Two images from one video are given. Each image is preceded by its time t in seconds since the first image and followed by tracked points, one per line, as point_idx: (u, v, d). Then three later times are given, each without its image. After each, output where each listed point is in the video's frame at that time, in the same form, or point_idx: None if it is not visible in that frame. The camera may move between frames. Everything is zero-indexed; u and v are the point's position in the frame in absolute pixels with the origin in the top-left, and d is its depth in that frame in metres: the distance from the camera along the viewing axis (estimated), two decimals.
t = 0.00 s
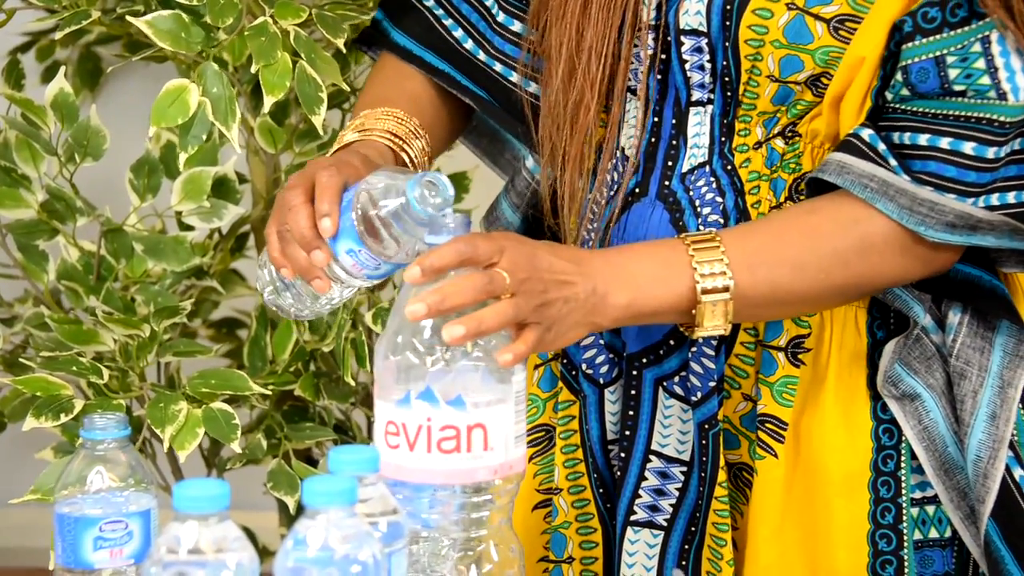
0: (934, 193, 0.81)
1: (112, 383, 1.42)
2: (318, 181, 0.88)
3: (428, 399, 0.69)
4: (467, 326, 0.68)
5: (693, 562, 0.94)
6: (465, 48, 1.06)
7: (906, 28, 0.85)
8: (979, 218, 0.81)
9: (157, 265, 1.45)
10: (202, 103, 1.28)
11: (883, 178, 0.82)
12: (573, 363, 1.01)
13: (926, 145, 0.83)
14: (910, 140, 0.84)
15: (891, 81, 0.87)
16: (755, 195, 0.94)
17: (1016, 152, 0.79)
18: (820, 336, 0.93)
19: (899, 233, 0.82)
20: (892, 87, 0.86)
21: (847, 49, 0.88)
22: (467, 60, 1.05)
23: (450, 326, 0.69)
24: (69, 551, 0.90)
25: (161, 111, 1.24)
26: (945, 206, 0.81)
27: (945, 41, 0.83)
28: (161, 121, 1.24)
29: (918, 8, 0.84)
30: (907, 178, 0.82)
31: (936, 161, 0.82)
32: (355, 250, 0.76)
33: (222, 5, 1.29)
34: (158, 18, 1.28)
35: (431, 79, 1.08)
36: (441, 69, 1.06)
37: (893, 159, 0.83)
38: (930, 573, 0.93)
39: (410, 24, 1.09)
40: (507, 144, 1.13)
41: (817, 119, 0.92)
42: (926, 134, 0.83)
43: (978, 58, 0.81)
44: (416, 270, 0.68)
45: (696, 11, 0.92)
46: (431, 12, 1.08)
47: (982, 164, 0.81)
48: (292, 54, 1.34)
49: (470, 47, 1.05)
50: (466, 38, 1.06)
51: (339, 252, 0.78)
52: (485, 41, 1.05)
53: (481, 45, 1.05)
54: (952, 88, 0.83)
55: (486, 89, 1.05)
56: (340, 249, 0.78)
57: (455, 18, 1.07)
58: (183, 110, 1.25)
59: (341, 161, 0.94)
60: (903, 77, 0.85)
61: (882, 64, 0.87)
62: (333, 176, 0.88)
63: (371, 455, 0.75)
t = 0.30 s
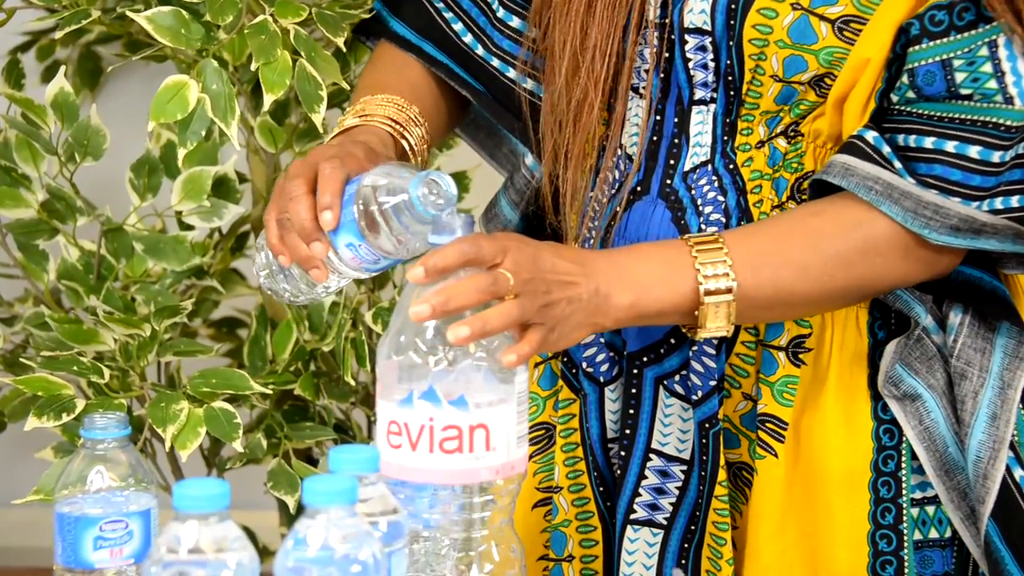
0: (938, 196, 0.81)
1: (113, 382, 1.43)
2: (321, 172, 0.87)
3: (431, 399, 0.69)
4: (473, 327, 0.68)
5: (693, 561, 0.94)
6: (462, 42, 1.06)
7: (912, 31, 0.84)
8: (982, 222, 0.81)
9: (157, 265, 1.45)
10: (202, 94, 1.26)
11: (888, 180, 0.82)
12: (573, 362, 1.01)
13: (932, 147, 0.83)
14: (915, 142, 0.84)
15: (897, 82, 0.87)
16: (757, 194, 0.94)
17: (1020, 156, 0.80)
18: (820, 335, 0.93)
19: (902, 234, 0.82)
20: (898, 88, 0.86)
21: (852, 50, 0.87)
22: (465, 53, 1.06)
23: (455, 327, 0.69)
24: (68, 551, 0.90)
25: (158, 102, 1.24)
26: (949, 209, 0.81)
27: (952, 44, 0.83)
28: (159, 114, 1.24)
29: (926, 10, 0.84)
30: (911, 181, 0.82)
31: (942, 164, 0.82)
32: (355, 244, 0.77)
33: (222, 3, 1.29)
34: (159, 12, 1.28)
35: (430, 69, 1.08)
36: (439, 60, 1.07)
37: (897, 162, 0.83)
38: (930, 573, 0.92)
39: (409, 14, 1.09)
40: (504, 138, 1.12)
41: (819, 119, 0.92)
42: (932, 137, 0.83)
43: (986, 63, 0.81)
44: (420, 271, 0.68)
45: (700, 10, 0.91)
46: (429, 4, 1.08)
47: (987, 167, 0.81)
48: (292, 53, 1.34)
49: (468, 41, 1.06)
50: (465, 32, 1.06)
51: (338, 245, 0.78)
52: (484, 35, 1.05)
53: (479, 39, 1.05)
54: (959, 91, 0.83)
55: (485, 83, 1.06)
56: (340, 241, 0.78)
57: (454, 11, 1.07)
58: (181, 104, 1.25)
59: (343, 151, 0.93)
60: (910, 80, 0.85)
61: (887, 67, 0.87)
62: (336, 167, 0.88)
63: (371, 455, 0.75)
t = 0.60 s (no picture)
0: (939, 196, 0.81)
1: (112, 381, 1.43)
2: (321, 165, 0.87)
3: (431, 398, 0.69)
4: (474, 327, 0.68)
5: (692, 558, 0.94)
6: (463, 37, 1.06)
7: (915, 31, 0.84)
8: (983, 223, 0.81)
9: (157, 263, 1.45)
10: (202, 96, 1.27)
11: (889, 179, 0.82)
12: (574, 359, 1.01)
13: (933, 147, 0.83)
14: (916, 142, 0.84)
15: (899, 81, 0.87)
16: (758, 192, 0.94)
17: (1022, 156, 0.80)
18: (821, 334, 0.93)
19: (902, 234, 0.82)
20: (900, 88, 0.87)
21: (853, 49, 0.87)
22: (465, 48, 1.06)
23: (457, 327, 0.69)
24: (68, 550, 0.90)
25: (161, 106, 1.24)
26: (950, 209, 0.81)
27: (955, 44, 0.83)
28: (161, 120, 1.24)
29: (930, 11, 0.84)
30: (912, 181, 0.82)
31: (943, 164, 0.82)
32: (353, 239, 0.77)
33: (222, 3, 1.29)
34: (160, 15, 1.28)
35: (430, 62, 1.08)
36: (439, 54, 1.07)
37: (898, 162, 0.83)
38: (929, 572, 0.93)
39: (410, 8, 1.09)
40: (504, 134, 1.13)
41: (821, 117, 0.92)
42: (933, 137, 0.83)
43: (988, 63, 0.81)
44: (420, 270, 0.68)
45: (702, 8, 0.91)
46: None
47: (988, 167, 0.81)
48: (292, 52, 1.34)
49: (469, 36, 1.05)
50: (466, 27, 1.06)
51: (336, 240, 0.79)
52: (484, 31, 1.05)
53: (480, 34, 1.05)
54: (961, 92, 0.83)
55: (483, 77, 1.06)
56: (339, 235, 0.78)
57: (455, 6, 1.06)
58: (182, 106, 1.25)
59: (344, 144, 0.92)
60: (912, 80, 0.85)
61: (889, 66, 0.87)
62: (337, 161, 0.87)
63: (371, 454, 0.75)
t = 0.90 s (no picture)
0: (939, 194, 0.81)
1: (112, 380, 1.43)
2: (322, 160, 0.87)
3: (431, 397, 0.69)
4: (475, 326, 0.68)
5: (691, 557, 0.95)
6: (463, 34, 1.05)
7: (916, 28, 0.84)
8: (984, 221, 0.81)
9: (157, 262, 1.45)
10: (203, 97, 1.27)
11: (889, 178, 0.82)
12: (573, 357, 1.01)
13: (933, 145, 0.83)
14: (916, 140, 0.84)
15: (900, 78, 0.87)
16: (757, 190, 0.94)
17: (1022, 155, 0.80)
18: (819, 332, 0.93)
19: (902, 232, 0.83)
20: (901, 86, 0.86)
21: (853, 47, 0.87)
22: (464, 45, 1.05)
23: (457, 326, 0.69)
24: (68, 549, 0.90)
25: (162, 107, 1.24)
26: (950, 207, 0.81)
27: (955, 42, 0.83)
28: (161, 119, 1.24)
29: (930, 9, 0.84)
30: (912, 179, 0.82)
31: (943, 162, 0.82)
32: (353, 235, 0.77)
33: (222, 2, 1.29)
34: (159, 13, 1.27)
35: (430, 58, 1.08)
36: (439, 50, 1.07)
37: (898, 160, 0.83)
38: (928, 571, 0.93)
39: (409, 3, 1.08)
40: (502, 132, 1.13)
41: (821, 116, 0.92)
42: (934, 135, 0.83)
43: (989, 61, 0.81)
44: (420, 269, 0.68)
45: (703, 6, 0.92)
46: None
47: (988, 165, 0.81)
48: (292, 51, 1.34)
49: (469, 33, 1.05)
50: (466, 24, 1.05)
51: (336, 235, 0.79)
52: (484, 28, 1.04)
53: (480, 31, 1.05)
54: (961, 90, 0.82)
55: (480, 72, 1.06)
56: (338, 231, 0.79)
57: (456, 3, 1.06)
58: (183, 106, 1.25)
59: (346, 139, 0.92)
60: (913, 78, 0.85)
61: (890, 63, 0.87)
62: (338, 156, 0.87)
63: (371, 453, 0.75)
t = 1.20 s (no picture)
0: (939, 192, 0.81)
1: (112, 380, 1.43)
2: (322, 157, 0.87)
3: (431, 396, 0.69)
4: (475, 326, 0.68)
5: (689, 556, 0.94)
6: (463, 31, 1.05)
7: (917, 27, 0.84)
8: (984, 220, 0.81)
9: (156, 262, 1.45)
10: (200, 93, 1.27)
11: (890, 176, 0.82)
12: (573, 356, 1.01)
13: (934, 144, 0.83)
14: (917, 138, 0.84)
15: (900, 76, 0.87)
16: (756, 189, 0.94)
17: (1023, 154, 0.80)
18: (818, 331, 0.93)
19: (902, 232, 0.82)
20: (901, 84, 0.86)
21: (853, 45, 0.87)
22: (462, 41, 1.05)
23: (458, 326, 0.69)
24: (68, 549, 0.90)
25: (155, 100, 1.24)
26: (951, 206, 0.81)
27: (956, 41, 0.83)
28: (154, 110, 1.23)
29: (930, 7, 0.84)
30: (912, 178, 0.82)
31: (943, 161, 0.82)
32: (353, 232, 0.78)
33: None
34: (156, 9, 1.28)
35: (429, 54, 1.08)
36: (438, 45, 1.06)
37: (898, 158, 0.83)
38: (927, 570, 0.92)
39: None
40: (501, 131, 1.14)
41: (819, 115, 0.92)
42: (934, 134, 0.83)
43: (989, 60, 0.81)
44: (420, 269, 0.67)
45: (703, 4, 0.92)
46: None
47: (988, 164, 0.81)
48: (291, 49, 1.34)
49: (469, 30, 1.05)
50: (466, 20, 1.05)
51: (336, 233, 0.79)
52: (485, 26, 1.04)
53: (480, 29, 1.05)
54: (962, 88, 0.82)
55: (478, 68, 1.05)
56: (338, 228, 0.79)
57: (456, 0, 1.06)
58: (178, 100, 1.25)
59: (346, 135, 0.92)
60: (913, 76, 0.85)
61: (890, 62, 0.87)
62: (338, 153, 0.87)
63: (371, 453, 0.75)
